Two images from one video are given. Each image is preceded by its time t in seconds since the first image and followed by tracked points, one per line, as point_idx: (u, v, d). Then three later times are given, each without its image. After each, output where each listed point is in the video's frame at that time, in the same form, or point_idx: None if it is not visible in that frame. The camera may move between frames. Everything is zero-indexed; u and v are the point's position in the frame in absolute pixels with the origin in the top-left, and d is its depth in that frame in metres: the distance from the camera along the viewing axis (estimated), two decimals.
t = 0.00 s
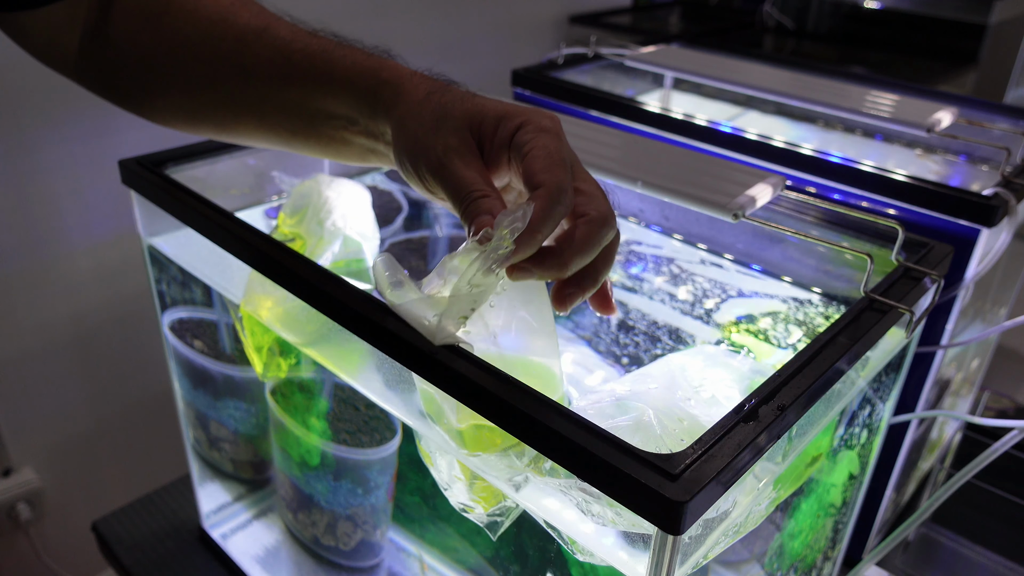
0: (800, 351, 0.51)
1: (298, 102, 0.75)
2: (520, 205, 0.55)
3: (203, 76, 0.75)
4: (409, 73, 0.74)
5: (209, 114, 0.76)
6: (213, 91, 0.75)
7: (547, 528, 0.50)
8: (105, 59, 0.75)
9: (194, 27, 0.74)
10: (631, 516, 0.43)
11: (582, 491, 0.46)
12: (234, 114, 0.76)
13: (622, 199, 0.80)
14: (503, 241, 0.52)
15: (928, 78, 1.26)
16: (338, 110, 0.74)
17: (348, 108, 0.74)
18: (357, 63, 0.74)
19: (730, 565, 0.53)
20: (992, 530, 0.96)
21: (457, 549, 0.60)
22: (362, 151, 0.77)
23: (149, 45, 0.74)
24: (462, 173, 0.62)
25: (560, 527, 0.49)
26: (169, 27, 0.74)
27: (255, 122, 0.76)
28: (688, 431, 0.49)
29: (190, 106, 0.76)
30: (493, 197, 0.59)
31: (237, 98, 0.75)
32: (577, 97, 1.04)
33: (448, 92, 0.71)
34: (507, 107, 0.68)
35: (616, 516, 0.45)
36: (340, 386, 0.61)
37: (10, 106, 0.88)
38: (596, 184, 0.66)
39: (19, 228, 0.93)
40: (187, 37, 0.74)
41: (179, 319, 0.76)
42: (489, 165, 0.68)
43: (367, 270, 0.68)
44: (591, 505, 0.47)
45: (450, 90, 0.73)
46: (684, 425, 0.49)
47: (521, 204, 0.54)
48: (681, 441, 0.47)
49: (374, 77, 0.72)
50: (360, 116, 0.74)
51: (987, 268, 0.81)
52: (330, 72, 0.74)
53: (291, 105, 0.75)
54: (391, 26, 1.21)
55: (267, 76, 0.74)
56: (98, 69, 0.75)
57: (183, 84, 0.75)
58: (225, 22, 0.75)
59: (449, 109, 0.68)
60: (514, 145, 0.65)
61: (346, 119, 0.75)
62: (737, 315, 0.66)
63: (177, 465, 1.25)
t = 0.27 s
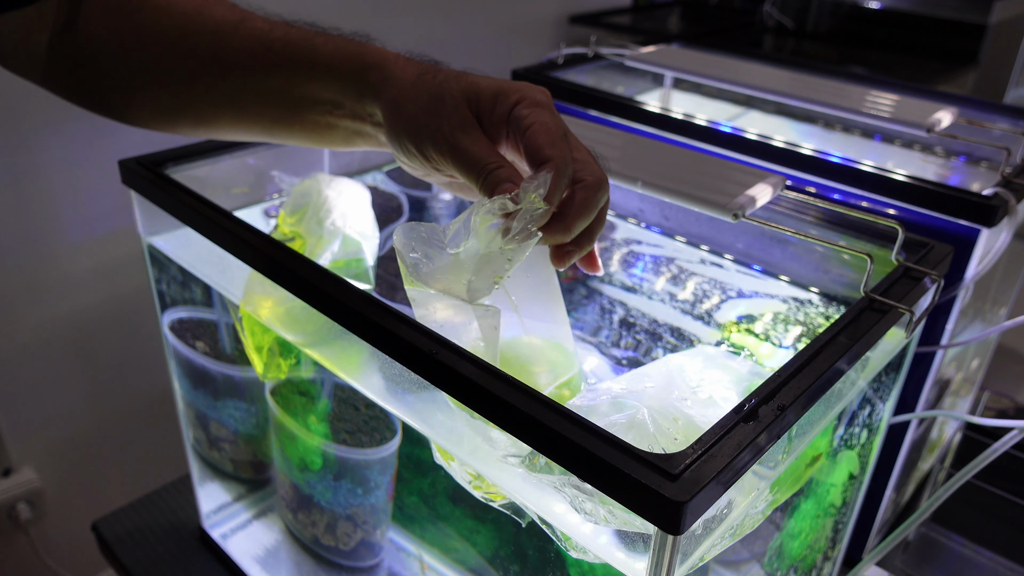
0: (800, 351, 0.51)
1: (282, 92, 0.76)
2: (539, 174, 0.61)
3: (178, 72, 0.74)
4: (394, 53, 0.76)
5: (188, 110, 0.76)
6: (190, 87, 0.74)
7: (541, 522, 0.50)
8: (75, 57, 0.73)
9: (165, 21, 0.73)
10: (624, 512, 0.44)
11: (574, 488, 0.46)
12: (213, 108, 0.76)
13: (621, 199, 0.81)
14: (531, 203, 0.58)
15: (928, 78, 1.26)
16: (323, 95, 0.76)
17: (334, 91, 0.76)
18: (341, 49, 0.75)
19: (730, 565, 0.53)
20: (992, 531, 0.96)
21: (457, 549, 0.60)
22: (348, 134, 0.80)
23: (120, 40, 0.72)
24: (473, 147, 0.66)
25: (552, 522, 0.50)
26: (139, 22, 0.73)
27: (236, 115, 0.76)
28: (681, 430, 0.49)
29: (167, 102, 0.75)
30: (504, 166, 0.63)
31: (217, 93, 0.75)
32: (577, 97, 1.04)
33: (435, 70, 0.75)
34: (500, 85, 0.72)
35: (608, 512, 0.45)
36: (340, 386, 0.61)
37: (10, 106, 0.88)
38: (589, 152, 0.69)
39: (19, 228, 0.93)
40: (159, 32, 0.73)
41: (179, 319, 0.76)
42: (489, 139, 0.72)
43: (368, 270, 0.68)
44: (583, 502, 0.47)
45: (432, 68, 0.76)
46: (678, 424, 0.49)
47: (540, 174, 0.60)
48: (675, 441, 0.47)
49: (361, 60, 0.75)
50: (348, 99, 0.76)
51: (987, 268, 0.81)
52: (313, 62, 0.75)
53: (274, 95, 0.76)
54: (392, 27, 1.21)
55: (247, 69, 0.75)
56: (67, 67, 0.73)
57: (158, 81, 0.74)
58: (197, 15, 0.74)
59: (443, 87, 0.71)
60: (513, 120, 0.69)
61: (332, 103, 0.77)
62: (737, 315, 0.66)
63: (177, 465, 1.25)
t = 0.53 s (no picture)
0: (799, 351, 0.51)
1: (265, 84, 0.74)
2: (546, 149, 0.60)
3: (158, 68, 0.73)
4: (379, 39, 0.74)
5: (170, 107, 0.75)
6: (170, 84, 0.74)
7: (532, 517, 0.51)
8: (53, 55, 0.72)
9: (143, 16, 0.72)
10: (611, 508, 0.45)
11: (564, 482, 0.48)
12: (196, 104, 0.75)
13: (622, 199, 0.79)
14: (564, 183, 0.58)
15: (928, 78, 1.26)
16: (308, 85, 0.74)
17: (318, 81, 0.74)
18: (323, 36, 0.73)
19: (730, 565, 0.53)
20: (992, 530, 0.96)
21: (457, 550, 0.60)
22: (337, 122, 0.78)
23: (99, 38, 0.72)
24: (477, 129, 0.65)
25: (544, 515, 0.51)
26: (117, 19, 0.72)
27: (220, 108, 0.76)
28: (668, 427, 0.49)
29: (148, 99, 0.75)
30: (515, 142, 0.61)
31: (199, 88, 0.74)
32: (577, 97, 1.04)
33: (422, 54, 0.72)
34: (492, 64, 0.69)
35: (597, 508, 0.47)
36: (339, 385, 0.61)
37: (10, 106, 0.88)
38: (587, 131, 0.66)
39: (19, 228, 0.93)
40: (138, 27, 0.72)
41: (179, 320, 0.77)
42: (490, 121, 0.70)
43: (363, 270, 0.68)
44: (573, 498, 0.48)
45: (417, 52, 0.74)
46: (665, 421, 0.50)
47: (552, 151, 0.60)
48: (658, 436, 0.48)
49: (344, 47, 0.72)
50: (335, 88, 0.74)
51: (987, 268, 0.81)
52: (293, 52, 0.73)
53: (257, 88, 0.74)
54: (391, 26, 1.21)
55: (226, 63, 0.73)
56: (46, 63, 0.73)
57: (139, 78, 0.74)
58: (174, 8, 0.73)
59: (433, 71, 0.70)
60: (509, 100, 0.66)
61: (318, 92, 0.75)
62: (737, 315, 0.66)
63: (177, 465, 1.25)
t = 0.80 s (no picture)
0: (800, 351, 0.51)
1: (257, 81, 0.74)
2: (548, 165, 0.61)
3: (148, 61, 0.72)
4: (366, 37, 0.74)
5: (161, 99, 0.75)
6: (161, 77, 0.73)
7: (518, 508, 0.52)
8: (41, 48, 0.71)
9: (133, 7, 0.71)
10: (593, 503, 0.47)
11: (549, 475, 0.49)
12: (187, 97, 0.75)
13: (622, 200, 0.80)
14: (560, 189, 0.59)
15: (927, 78, 1.26)
16: (299, 83, 0.75)
17: (307, 78, 0.74)
18: (311, 34, 0.73)
19: (730, 565, 0.53)
20: (992, 531, 0.96)
21: (457, 550, 0.60)
22: (329, 119, 0.79)
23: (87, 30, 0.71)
24: (477, 134, 0.65)
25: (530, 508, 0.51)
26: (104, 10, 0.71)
27: (212, 104, 0.76)
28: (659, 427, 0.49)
29: (138, 91, 0.74)
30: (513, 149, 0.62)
31: (190, 83, 0.74)
32: (577, 97, 1.04)
33: (410, 53, 0.72)
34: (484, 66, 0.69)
35: (579, 502, 0.48)
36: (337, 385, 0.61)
37: (9, 106, 0.88)
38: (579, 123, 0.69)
39: (18, 228, 0.93)
40: (126, 19, 0.71)
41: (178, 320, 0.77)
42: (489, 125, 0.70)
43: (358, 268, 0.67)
44: (556, 492, 0.49)
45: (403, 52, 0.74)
46: (653, 420, 0.49)
47: (556, 166, 0.61)
48: (641, 434, 0.47)
49: (334, 47, 0.72)
50: (326, 86, 0.75)
51: (986, 268, 0.81)
52: (286, 53, 0.73)
53: (248, 85, 0.74)
54: (391, 26, 1.21)
55: (217, 58, 0.73)
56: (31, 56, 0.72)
57: (128, 70, 0.73)
58: None
59: (425, 72, 0.70)
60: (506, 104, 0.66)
61: (308, 90, 0.76)
62: (738, 315, 0.66)
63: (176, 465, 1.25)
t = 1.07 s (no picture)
0: (800, 351, 0.51)
1: (247, 106, 0.75)
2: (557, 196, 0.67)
3: (140, 73, 0.72)
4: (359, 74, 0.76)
5: (153, 112, 0.75)
6: (153, 91, 0.73)
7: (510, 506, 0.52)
8: (30, 52, 0.70)
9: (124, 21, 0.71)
10: (582, 503, 0.47)
11: (537, 473, 0.49)
12: (179, 111, 0.75)
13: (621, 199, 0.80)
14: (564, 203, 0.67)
15: (928, 78, 1.26)
16: (288, 113, 0.76)
17: (292, 110, 0.75)
18: (296, 64, 0.73)
19: (730, 565, 0.53)
20: (992, 531, 0.96)
21: (458, 549, 0.60)
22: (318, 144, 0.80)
23: (75, 39, 0.70)
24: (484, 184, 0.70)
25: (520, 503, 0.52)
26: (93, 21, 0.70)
27: (204, 118, 0.76)
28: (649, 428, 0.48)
29: (127, 101, 0.74)
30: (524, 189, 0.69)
31: (183, 99, 0.74)
32: (577, 97, 1.04)
33: (400, 92, 0.74)
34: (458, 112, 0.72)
35: (568, 502, 0.48)
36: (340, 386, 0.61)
37: (9, 106, 0.88)
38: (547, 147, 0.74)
39: (19, 227, 0.93)
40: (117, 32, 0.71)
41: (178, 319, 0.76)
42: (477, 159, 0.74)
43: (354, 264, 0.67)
44: (544, 490, 0.49)
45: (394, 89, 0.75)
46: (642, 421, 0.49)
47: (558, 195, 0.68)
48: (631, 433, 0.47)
49: (317, 78, 0.73)
50: (312, 117, 0.76)
51: (986, 268, 0.81)
52: (276, 81, 0.73)
53: (237, 108, 0.75)
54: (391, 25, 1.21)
55: (210, 80, 0.73)
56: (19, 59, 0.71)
57: (120, 81, 0.72)
58: (155, 16, 0.71)
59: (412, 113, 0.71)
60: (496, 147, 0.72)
61: (295, 120, 0.77)
62: (738, 315, 0.66)
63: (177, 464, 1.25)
